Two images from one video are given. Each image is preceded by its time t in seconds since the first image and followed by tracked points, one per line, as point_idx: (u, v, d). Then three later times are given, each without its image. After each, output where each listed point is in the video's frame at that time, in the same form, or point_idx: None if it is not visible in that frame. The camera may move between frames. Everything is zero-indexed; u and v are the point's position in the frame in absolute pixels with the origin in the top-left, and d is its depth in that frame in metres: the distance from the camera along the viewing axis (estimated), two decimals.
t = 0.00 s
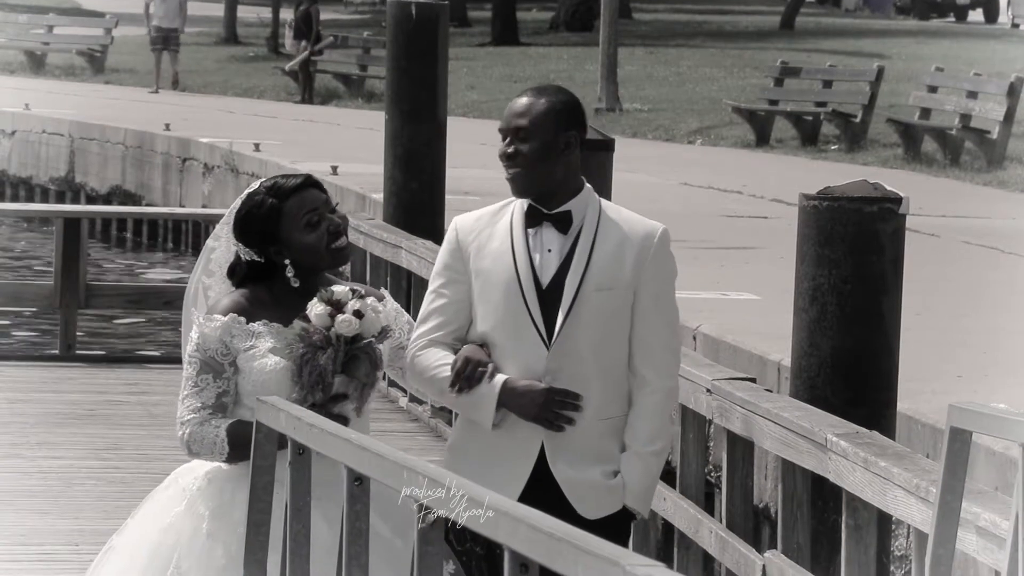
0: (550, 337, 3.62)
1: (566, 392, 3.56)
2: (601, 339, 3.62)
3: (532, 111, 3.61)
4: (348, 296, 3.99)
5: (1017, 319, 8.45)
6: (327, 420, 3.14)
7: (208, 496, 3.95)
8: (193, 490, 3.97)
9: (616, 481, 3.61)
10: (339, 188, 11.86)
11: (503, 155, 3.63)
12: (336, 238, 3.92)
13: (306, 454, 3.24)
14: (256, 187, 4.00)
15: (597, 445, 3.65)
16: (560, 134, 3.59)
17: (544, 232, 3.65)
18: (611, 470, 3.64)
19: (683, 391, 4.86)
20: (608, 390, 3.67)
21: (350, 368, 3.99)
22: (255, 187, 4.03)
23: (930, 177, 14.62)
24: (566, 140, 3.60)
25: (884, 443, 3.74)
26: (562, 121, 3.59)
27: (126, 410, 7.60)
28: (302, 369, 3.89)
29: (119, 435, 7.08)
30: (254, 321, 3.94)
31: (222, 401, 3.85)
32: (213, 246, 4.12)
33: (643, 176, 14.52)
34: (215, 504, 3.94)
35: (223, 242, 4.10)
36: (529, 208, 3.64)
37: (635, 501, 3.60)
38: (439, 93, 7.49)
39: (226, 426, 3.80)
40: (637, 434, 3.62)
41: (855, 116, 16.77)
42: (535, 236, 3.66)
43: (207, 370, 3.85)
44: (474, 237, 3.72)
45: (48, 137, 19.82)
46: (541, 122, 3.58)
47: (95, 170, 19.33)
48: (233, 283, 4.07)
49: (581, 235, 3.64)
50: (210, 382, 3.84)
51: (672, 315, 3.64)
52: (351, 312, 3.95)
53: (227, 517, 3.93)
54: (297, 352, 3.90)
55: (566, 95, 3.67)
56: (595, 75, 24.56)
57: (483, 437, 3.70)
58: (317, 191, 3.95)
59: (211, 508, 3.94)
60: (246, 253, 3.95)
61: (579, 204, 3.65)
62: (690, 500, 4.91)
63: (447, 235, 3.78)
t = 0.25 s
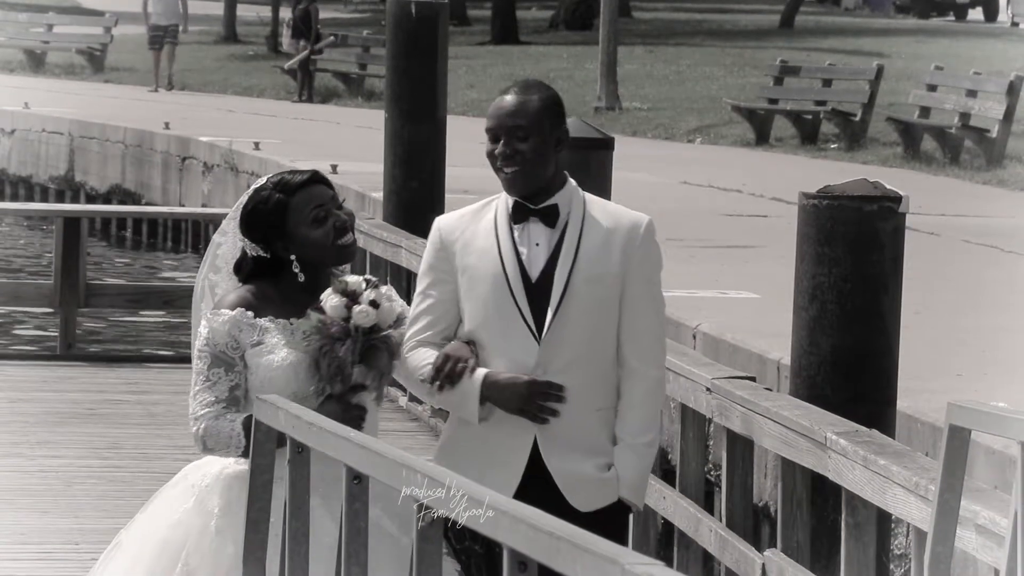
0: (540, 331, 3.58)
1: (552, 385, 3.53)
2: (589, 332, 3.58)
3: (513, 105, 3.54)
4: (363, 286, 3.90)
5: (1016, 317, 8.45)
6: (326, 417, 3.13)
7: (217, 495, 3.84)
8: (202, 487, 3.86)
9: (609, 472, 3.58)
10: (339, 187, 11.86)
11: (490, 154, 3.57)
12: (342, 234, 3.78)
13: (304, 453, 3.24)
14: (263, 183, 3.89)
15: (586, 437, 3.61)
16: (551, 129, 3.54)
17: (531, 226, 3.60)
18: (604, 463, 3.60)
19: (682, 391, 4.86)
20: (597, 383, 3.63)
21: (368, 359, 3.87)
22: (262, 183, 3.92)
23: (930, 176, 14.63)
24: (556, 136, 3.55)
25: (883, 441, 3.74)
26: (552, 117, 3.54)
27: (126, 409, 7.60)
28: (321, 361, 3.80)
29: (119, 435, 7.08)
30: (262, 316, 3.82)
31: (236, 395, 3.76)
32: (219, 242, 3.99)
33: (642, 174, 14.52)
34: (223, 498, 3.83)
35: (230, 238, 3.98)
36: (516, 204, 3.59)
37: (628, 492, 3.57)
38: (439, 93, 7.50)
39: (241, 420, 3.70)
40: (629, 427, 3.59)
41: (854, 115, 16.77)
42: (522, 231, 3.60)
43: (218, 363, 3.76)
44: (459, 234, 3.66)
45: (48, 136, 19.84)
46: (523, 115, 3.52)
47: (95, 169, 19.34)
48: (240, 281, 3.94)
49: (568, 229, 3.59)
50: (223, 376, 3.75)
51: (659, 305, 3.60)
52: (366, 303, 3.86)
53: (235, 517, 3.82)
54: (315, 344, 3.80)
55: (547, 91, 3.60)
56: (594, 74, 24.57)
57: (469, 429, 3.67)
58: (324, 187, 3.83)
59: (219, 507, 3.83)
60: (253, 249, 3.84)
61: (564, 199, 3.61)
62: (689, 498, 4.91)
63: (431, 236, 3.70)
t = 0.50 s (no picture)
0: (526, 327, 3.55)
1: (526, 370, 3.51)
2: (575, 324, 3.56)
3: (489, 104, 3.47)
4: (394, 267, 3.61)
5: (1015, 314, 8.45)
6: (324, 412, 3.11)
7: (230, 491, 3.84)
8: (215, 485, 3.86)
9: (600, 458, 3.57)
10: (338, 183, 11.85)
11: (469, 153, 3.51)
12: (349, 232, 3.75)
13: (303, 448, 3.21)
14: (272, 175, 3.85)
15: (576, 426, 3.60)
16: (534, 127, 3.49)
17: (514, 223, 3.56)
18: (592, 449, 3.59)
19: (681, 387, 4.86)
20: (581, 373, 3.61)
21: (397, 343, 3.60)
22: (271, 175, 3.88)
23: (929, 172, 14.63)
24: (538, 133, 3.50)
25: (880, 437, 3.75)
26: (535, 114, 3.48)
27: (124, 406, 7.60)
28: (349, 343, 3.66)
29: (118, 431, 7.08)
30: (269, 316, 3.81)
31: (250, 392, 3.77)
32: (226, 235, 3.95)
33: (641, 171, 14.51)
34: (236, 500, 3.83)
35: (237, 232, 3.95)
36: (497, 201, 3.53)
37: (621, 477, 3.58)
38: (438, 90, 7.50)
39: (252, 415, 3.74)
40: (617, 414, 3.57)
41: (853, 112, 16.76)
42: (503, 228, 3.56)
43: (233, 360, 3.76)
44: (439, 232, 3.63)
45: (46, 132, 19.84)
46: (499, 112, 3.45)
47: (93, 165, 19.33)
48: (243, 277, 3.92)
49: (550, 221, 3.55)
50: (240, 372, 3.77)
51: (641, 294, 3.59)
52: (394, 285, 3.57)
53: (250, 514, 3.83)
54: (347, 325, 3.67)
55: (523, 89, 3.51)
56: (592, 71, 24.56)
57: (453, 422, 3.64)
58: (332, 183, 3.79)
59: (232, 504, 3.83)
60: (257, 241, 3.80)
61: (545, 192, 3.57)
62: (688, 494, 4.91)
63: (408, 233, 3.68)
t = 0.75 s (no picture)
0: (518, 324, 3.53)
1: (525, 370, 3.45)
2: (567, 316, 3.53)
3: (478, 101, 3.42)
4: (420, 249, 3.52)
5: (1016, 308, 8.46)
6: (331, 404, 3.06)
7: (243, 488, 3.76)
8: (228, 481, 3.78)
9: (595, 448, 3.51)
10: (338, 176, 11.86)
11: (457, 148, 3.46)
12: (350, 228, 3.71)
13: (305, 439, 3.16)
14: (273, 170, 3.80)
15: (571, 420, 3.55)
16: (524, 121, 3.47)
17: (504, 218, 3.55)
18: (587, 439, 3.54)
19: (683, 381, 4.86)
20: (576, 365, 3.57)
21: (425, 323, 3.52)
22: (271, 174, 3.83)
23: (929, 166, 14.64)
24: (527, 127, 3.48)
25: (882, 431, 3.75)
26: (525, 108, 3.46)
27: (125, 399, 7.60)
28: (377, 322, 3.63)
29: (120, 425, 7.09)
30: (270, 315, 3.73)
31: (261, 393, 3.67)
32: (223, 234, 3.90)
33: (642, 164, 14.51)
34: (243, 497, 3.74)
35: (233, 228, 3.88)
36: (487, 197, 3.52)
37: (617, 467, 3.51)
38: (438, 83, 7.49)
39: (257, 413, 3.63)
40: (611, 402, 3.52)
41: (853, 105, 16.76)
42: (493, 224, 3.56)
43: (247, 361, 3.66)
44: (432, 228, 3.65)
45: (46, 125, 19.85)
46: (486, 108, 3.41)
47: (94, 159, 19.34)
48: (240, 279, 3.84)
49: (540, 214, 3.54)
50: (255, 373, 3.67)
51: (632, 283, 3.56)
52: (422, 267, 3.48)
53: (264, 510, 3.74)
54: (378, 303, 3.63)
55: (511, 83, 3.47)
56: (593, 65, 24.56)
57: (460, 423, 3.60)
58: (333, 179, 3.75)
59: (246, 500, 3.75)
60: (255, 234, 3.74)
61: (535, 185, 3.55)
62: (690, 488, 4.91)
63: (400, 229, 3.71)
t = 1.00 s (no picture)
0: (516, 320, 3.50)
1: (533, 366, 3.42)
2: (566, 313, 3.51)
3: (477, 94, 3.40)
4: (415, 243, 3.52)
5: (1017, 301, 8.46)
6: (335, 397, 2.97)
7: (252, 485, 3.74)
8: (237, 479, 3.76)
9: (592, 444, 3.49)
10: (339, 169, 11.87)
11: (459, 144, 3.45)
12: (350, 228, 3.67)
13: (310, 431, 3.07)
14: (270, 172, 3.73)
15: (569, 417, 3.53)
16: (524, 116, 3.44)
17: (503, 215, 3.53)
18: (584, 436, 3.52)
19: (684, 375, 4.87)
20: (575, 361, 3.54)
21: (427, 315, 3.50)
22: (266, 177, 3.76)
23: (930, 159, 14.64)
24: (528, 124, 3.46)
25: (885, 425, 3.76)
26: (525, 103, 3.44)
27: (126, 392, 7.61)
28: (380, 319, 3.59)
29: (121, 417, 7.09)
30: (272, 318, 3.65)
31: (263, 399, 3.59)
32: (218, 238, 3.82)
33: (642, 157, 14.51)
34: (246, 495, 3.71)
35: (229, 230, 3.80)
36: (487, 193, 3.49)
37: (616, 463, 3.49)
38: (440, 76, 7.50)
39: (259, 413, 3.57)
40: (611, 397, 3.50)
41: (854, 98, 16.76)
42: (492, 221, 3.53)
43: (242, 371, 3.61)
44: (429, 223, 3.61)
45: (47, 118, 19.87)
46: (487, 102, 3.38)
47: (94, 151, 19.36)
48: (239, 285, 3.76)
49: (539, 210, 3.52)
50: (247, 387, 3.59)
51: (632, 278, 3.55)
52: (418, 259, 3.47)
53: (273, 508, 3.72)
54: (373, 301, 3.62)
55: (512, 78, 3.46)
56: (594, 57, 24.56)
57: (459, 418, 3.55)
58: (333, 179, 3.70)
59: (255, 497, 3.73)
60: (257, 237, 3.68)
61: (535, 181, 3.53)
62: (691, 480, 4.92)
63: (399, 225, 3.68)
